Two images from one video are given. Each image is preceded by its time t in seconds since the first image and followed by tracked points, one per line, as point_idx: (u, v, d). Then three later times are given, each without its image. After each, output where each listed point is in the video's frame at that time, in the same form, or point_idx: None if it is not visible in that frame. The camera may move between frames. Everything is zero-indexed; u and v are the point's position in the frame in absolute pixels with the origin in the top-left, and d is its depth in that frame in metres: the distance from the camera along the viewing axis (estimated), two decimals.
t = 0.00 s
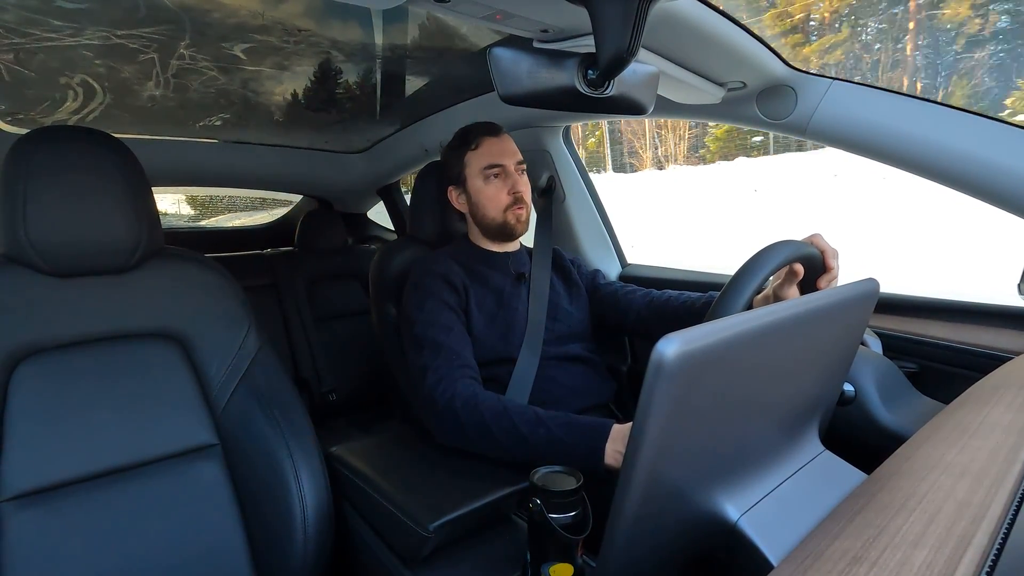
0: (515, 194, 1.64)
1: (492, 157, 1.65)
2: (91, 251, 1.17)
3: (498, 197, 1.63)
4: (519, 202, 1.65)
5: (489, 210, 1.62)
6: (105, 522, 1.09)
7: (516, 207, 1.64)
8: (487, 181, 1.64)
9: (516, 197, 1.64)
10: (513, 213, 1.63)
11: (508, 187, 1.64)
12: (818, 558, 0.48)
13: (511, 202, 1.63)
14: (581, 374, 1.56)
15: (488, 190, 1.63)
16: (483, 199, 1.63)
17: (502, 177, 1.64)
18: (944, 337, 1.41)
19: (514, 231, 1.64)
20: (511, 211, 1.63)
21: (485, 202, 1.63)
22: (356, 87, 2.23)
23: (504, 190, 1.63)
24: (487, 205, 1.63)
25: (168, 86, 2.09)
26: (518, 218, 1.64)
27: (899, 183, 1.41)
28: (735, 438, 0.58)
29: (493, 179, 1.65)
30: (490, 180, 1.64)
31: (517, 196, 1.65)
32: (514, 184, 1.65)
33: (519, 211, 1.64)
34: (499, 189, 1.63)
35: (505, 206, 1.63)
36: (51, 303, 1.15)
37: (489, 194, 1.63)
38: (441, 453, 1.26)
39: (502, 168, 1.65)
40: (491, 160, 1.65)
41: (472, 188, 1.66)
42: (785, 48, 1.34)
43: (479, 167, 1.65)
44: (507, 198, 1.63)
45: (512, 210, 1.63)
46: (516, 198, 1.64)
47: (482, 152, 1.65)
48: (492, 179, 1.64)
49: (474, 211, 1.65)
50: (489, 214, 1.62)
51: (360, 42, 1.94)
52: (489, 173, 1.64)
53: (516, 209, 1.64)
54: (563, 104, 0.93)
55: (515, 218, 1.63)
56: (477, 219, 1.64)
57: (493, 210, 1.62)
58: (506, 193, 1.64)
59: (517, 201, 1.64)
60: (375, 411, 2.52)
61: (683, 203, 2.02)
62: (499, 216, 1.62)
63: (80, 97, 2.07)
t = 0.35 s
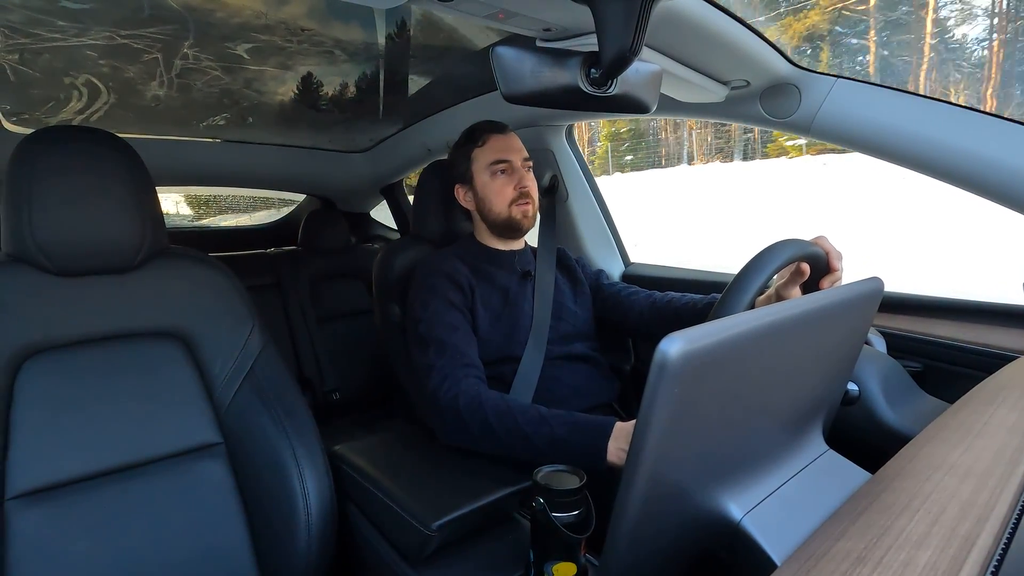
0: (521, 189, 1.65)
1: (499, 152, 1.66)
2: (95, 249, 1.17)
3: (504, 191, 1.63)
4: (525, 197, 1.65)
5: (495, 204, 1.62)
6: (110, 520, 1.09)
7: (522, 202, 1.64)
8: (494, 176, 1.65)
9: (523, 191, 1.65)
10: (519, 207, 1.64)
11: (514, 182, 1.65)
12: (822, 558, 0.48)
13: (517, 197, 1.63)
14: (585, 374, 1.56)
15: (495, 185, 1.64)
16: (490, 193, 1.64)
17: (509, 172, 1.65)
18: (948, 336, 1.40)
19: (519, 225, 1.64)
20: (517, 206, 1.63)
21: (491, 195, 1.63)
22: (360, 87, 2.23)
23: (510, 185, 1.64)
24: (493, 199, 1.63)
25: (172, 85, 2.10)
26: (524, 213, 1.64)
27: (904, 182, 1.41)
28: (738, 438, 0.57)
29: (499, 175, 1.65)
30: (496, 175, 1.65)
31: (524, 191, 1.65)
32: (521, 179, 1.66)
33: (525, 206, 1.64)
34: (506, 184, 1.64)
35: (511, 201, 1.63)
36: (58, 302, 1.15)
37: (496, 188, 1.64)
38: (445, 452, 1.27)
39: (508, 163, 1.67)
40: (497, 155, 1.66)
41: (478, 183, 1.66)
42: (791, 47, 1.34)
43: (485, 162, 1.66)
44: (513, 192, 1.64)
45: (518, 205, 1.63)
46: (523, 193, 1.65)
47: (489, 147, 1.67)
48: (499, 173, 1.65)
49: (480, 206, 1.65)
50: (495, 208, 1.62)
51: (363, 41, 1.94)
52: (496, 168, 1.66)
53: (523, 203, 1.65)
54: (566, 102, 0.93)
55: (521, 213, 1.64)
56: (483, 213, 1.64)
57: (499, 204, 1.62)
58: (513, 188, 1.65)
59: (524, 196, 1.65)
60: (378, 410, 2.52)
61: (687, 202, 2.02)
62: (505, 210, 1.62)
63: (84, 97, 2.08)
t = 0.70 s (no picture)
0: (526, 192, 1.63)
1: (505, 154, 1.64)
2: (99, 250, 1.17)
3: (509, 193, 1.62)
4: (530, 199, 1.64)
5: (499, 206, 1.62)
6: (116, 518, 1.09)
7: (526, 205, 1.63)
8: (499, 178, 1.64)
9: (527, 194, 1.64)
10: (523, 210, 1.63)
11: (519, 184, 1.64)
12: (825, 554, 0.48)
13: (521, 199, 1.63)
14: (587, 370, 1.56)
15: (499, 186, 1.63)
16: (494, 195, 1.63)
17: (514, 174, 1.64)
18: (952, 332, 1.40)
19: (523, 228, 1.64)
20: (521, 209, 1.62)
21: (495, 197, 1.63)
22: (361, 85, 2.23)
23: (515, 187, 1.63)
24: (497, 201, 1.62)
25: (173, 84, 2.10)
26: (528, 215, 1.64)
27: (907, 178, 1.40)
28: (740, 435, 0.57)
29: (504, 176, 1.64)
30: (501, 176, 1.64)
31: (528, 193, 1.64)
32: (526, 182, 1.64)
33: (529, 209, 1.63)
34: (510, 186, 1.63)
35: (516, 203, 1.62)
36: (61, 301, 1.15)
37: (500, 190, 1.63)
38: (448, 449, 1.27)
39: (514, 165, 1.65)
40: (503, 157, 1.64)
41: (482, 184, 1.66)
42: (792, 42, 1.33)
43: (491, 163, 1.65)
44: (518, 195, 1.63)
45: (522, 207, 1.63)
46: (527, 195, 1.64)
47: (495, 148, 1.65)
48: (504, 175, 1.64)
49: (484, 206, 1.65)
50: (499, 210, 1.62)
51: (364, 38, 1.93)
52: (501, 169, 1.64)
53: (527, 206, 1.64)
54: (568, 99, 0.93)
55: (524, 215, 1.63)
56: (487, 214, 1.64)
57: (502, 206, 1.62)
58: (517, 190, 1.63)
59: (529, 199, 1.64)
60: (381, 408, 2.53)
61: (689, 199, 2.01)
62: (509, 213, 1.62)
63: (86, 96, 2.08)
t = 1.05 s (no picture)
0: (529, 190, 1.64)
1: (509, 151, 1.64)
2: (101, 249, 1.18)
3: (512, 191, 1.63)
4: (532, 197, 1.64)
5: (502, 204, 1.62)
6: (122, 516, 1.10)
7: (529, 202, 1.64)
8: (502, 175, 1.64)
9: (530, 192, 1.64)
10: (526, 208, 1.63)
11: (522, 182, 1.64)
12: (827, 549, 0.47)
13: (524, 197, 1.63)
14: (590, 367, 1.56)
15: (502, 184, 1.63)
16: (497, 192, 1.63)
17: (517, 171, 1.64)
18: (956, 326, 1.40)
19: (525, 226, 1.64)
20: (524, 207, 1.63)
21: (498, 194, 1.63)
22: (361, 83, 2.23)
23: (518, 185, 1.63)
24: (501, 198, 1.62)
25: (174, 83, 2.10)
26: (530, 214, 1.64)
27: (909, 172, 1.40)
28: (743, 430, 0.57)
29: (507, 173, 1.65)
30: (504, 174, 1.64)
31: (531, 191, 1.65)
32: (529, 179, 1.65)
33: (531, 207, 1.64)
34: (513, 183, 1.64)
35: (518, 201, 1.63)
36: (65, 301, 1.16)
37: (503, 187, 1.63)
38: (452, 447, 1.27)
39: (517, 162, 1.65)
40: (507, 154, 1.64)
41: (485, 181, 1.65)
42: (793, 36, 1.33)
43: (494, 160, 1.65)
44: (520, 193, 1.63)
45: (524, 205, 1.63)
46: (530, 193, 1.64)
47: (499, 145, 1.65)
48: (507, 172, 1.64)
49: (486, 203, 1.64)
50: (502, 208, 1.62)
51: (364, 36, 1.93)
52: (504, 166, 1.64)
53: (530, 204, 1.64)
54: (568, 96, 0.93)
55: (527, 213, 1.63)
56: (489, 211, 1.64)
57: (505, 203, 1.62)
58: (520, 188, 1.64)
59: (531, 197, 1.64)
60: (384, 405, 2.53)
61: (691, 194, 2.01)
62: (512, 211, 1.62)
63: (87, 96, 2.09)
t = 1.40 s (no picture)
0: (531, 186, 1.64)
1: (509, 148, 1.65)
2: (103, 250, 1.18)
3: (514, 188, 1.63)
4: (536, 194, 1.64)
5: (506, 202, 1.62)
6: (125, 517, 1.10)
7: (533, 198, 1.64)
8: (504, 173, 1.65)
9: (533, 188, 1.64)
10: (530, 204, 1.63)
11: (525, 178, 1.65)
12: (830, 549, 0.47)
13: (528, 193, 1.63)
14: (593, 367, 1.56)
15: (505, 182, 1.64)
16: (500, 190, 1.64)
17: (519, 168, 1.65)
18: (959, 325, 1.39)
19: (530, 223, 1.64)
20: (528, 203, 1.63)
21: (501, 192, 1.64)
22: (362, 84, 2.23)
23: (521, 182, 1.64)
24: (504, 196, 1.63)
25: (176, 85, 2.10)
26: (535, 209, 1.64)
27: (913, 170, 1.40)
28: (745, 430, 0.57)
29: (509, 171, 1.66)
30: (506, 171, 1.65)
31: (534, 187, 1.65)
32: (531, 175, 1.65)
33: (535, 203, 1.64)
34: (516, 180, 1.64)
35: (522, 197, 1.63)
36: (68, 302, 1.16)
37: (505, 186, 1.64)
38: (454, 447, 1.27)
39: (519, 160, 1.66)
40: (507, 151, 1.65)
41: (487, 180, 1.66)
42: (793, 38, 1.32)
43: (495, 158, 1.66)
44: (524, 189, 1.64)
45: (529, 202, 1.63)
46: (533, 190, 1.64)
47: (499, 143, 1.66)
48: (509, 170, 1.65)
49: (490, 203, 1.65)
50: (506, 206, 1.62)
51: (365, 37, 1.93)
52: (506, 164, 1.65)
53: (534, 200, 1.64)
54: (569, 96, 0.93)
55: (531, 209, 1.63)
56: (494, 211, 1.64)
57: (509, 201, 1.63)
58: (523, 185, 1.65)
59: (535, 193, 1.64)
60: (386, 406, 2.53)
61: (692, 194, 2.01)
62: (516, 207, 1.62)
63: (89, 97, 2.09)
